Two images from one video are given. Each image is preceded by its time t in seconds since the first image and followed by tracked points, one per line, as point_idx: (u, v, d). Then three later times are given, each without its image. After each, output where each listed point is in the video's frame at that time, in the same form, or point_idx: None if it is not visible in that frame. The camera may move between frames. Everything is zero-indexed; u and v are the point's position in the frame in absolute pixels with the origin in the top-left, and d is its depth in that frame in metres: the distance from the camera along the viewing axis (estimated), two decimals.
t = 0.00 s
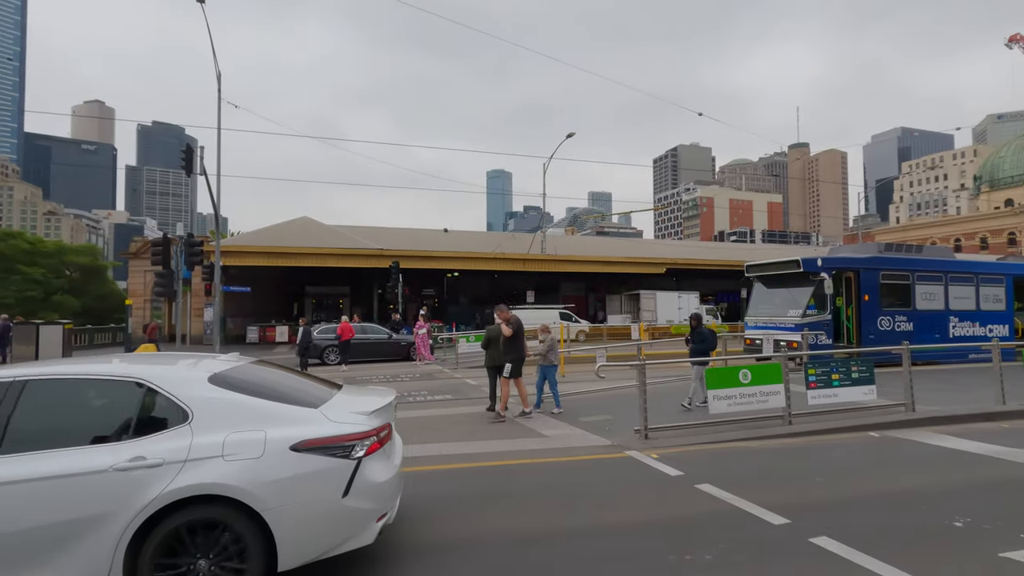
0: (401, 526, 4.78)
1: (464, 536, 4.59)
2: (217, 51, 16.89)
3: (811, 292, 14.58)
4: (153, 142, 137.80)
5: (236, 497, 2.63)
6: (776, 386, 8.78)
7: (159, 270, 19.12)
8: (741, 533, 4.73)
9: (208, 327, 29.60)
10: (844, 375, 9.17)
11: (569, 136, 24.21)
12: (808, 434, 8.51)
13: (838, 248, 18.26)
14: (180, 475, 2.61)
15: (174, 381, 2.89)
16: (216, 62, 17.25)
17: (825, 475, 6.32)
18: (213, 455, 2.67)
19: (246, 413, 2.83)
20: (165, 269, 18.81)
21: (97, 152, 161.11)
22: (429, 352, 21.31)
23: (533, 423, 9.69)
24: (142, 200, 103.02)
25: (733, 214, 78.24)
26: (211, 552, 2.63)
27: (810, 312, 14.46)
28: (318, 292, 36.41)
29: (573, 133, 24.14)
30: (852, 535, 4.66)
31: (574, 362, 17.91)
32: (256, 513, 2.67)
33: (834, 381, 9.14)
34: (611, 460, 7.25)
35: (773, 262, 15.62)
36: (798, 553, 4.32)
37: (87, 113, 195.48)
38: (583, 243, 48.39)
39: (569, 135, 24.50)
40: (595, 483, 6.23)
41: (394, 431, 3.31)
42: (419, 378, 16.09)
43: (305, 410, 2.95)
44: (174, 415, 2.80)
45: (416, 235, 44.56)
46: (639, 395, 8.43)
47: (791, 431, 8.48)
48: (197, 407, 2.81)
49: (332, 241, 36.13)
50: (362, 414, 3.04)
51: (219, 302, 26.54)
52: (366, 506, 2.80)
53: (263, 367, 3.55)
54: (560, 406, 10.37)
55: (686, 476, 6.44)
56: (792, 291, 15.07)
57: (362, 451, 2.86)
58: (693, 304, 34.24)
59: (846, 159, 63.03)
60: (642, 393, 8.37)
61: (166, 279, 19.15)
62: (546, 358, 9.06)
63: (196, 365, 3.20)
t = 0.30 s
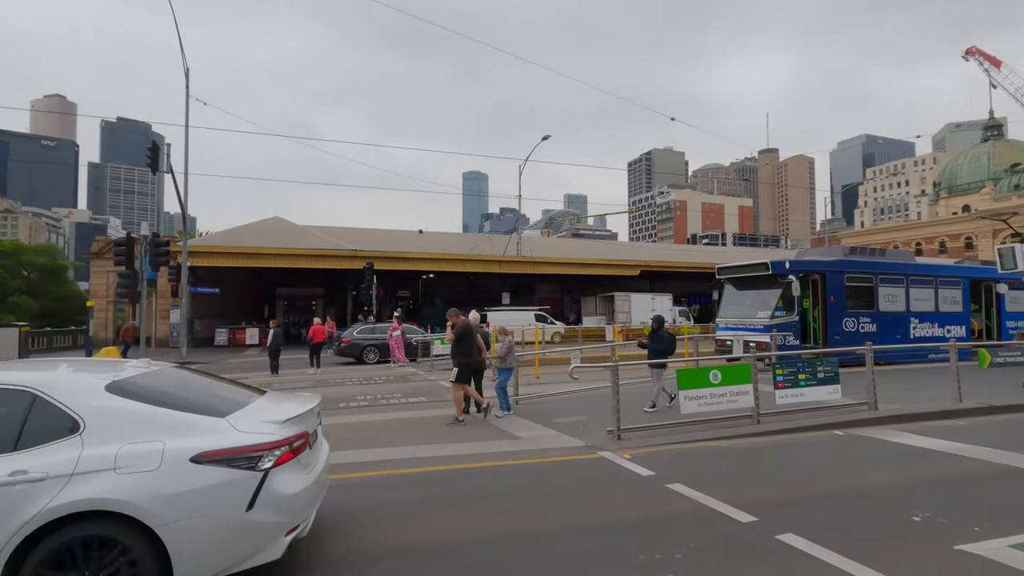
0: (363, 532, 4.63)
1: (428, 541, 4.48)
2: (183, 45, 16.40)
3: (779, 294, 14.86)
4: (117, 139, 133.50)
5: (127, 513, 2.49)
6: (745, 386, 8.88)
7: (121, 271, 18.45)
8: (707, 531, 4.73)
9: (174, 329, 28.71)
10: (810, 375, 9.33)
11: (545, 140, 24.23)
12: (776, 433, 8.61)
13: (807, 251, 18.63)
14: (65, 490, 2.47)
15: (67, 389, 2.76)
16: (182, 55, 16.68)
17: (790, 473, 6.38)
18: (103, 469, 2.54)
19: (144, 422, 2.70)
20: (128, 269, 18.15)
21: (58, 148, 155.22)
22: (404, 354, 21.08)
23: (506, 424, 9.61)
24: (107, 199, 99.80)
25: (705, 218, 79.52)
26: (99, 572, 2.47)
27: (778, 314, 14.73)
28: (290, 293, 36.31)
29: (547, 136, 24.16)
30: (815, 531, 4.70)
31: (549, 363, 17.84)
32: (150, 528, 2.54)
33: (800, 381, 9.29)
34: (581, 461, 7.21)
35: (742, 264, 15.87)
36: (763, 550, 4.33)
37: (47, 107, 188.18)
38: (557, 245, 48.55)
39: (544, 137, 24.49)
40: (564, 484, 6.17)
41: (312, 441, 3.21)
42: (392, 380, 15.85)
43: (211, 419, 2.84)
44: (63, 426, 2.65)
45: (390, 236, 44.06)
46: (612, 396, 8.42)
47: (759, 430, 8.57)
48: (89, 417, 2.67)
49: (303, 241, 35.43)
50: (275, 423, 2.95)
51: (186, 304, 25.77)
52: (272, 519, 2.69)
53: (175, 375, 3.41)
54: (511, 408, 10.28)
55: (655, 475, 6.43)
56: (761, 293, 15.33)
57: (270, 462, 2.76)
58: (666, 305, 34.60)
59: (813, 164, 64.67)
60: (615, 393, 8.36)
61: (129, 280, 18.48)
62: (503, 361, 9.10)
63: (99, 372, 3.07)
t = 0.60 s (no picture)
0: (331, 540, 4.50)
1: (398, 548, 4.38)
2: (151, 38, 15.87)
3: (751, 296, 15.11)
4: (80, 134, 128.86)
5: (46, 527, 2.43)
6: (717, 386, 8.97)
7: (85, 272, 17.77)
8: (680, 530, 4.74)
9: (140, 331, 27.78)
10: (780, 375, 9.48)
11: (522, 141, 24.19)
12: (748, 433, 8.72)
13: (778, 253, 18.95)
14: None
15: None
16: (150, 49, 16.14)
17: (761, 472, 6.46)
18: (22, 480, 2.47)
19: (70, 431, 2.65)
20: (91, 269, 17.48)
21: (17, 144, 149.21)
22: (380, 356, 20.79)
23: (482, 427, 9.51)
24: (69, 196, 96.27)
25: (680, 220, 80.55)
26: None
27: (750, 315, 14.97)
28: (262, 296, 36.26)
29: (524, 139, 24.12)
30: (785, 527, 4.75)
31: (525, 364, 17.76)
32: (72, 542, 2.48)
33: (770, 381, 9.43)
34: (556, 462, 7.17)
35: (715, 266, 16.10)
36: (736, 547, 4.35)
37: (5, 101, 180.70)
38: (534, 246, 48.57)
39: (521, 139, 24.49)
40: (538, 485, 6.11)
41: (250, 449, 3.21)
42: (367, 383, 15.59)
43: (141, 427, 2.81)
44: None
45: (365, 237, 43.48)
46: (587, 397, 8.43)
47: (732, 429, 8.66)
48: (10, 425, 2.60)
49: (276, 241, 34.70)
50: (211, 430, 2.95)
51: (153, 306, 25.01)
52: (205, 531, 2.67)
53: (109, 381, 3.35)
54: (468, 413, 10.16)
55: (630, 475, 6.43)
56: (734, 295, 15.56)
57: (203, 472, 2.75)
58: (642, 307, 34.88)
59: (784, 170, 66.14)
60: (591, 393, 8.36)
61: (93, 281, 17.79)
62: (465, 362, 9.35)
63: (25, 377, 2.98)
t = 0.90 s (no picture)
0: (303, 547, 4.42)
1: (369, 554, 4.32)
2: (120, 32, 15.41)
3: (725, 298, 15.36)
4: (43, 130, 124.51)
5: None
6: (692, 387, 9.07)
7: (49, 273, 17.14)
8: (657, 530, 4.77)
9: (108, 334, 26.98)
10: (753, 376, 9.62)
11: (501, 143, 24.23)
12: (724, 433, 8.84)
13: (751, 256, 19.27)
14: None
15: None
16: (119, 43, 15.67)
17: (736, 471, 6.54)
18: None
19: (11, 439, 2.55)
20: (56, 269, 16.85)
21: None
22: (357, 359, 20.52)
23: (459, 428, 9.44)
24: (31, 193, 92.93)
25: (657, 223, 81.44)
26: None
27: (725, 317, 15.21)
28: (237, 296, 35.73)
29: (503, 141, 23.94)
30: (758, 525, 4.81)
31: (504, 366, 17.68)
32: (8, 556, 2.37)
33: (744, 381, 9.58)
34: (534, 465, 7.16)
35: (691, 268, 16.33)
36: (710, 545, 4.39)
37: None
38: (512, 249, 48.56)
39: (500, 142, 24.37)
40: (515, 487, 6.10)
41: (205, 454, 3.15)
42: (343, 386, 15.36)
43: (85, 435, 2.72)
44: None
45: (342, 238, 42.94)
46: (564, 398, 8.44)
47: (706, 429, 8.78)
48: None
49: (250, 242, 34.02)
50: (161, 437, 2.88)
51: (121, 307, 24.30)
52: (154, 541, 2.60)
53: (57, 386, 3.24)
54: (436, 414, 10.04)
55: (607, 476, 6.46)
56: (709, 297, 15.79)
57: (152, 479, 2.68)
58: (620, 308, 35.15)
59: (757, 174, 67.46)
60: (568, 395, 8.37)
61: (57, 283, 17.18)
62: (426, 365, 9.38)
63: None
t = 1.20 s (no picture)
0: (278, 552, 4.35)
1: (347, 558, 4.27)
2: (93, 26, 15.06)
3: (705, 299, 15.57)
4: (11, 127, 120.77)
5: None
6: (671, 387, 9.14)
7: (18, 273, 16.61)
8: (637, 529, 4.81)
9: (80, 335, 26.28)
10: (732, 376, 9.73)
11: (484, 144, 24.23)
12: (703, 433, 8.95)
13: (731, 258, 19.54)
14: None
15: None
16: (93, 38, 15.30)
17: (715, 470, 6.61)
18: None
19: None
20: (24, 269, 16.33)
21: None
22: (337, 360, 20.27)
23: (440, 430, 9.40)
24: None
25: (639, 225, 82.12)
26: None
27: (704, 318, 15.42)
28: (214, 297, 35.23)
29: (486, 142, 23.90)
30: (736, 524, 4.86)
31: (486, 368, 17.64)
32: None
33: (723, 382, 9.68)
34: (517, 465, 7.17)
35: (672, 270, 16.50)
36: (688, 545, 4.43)
37: None
38: (495, 249, 48.52)
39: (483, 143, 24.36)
40: (497, 488, 6.10)
41: (171, 460, 3.11)
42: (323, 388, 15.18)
43: (44, 441, 2.65)
44: None
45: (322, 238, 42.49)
46: (546, 399, 8.45)
47: (686, 429, 8.86)
48: None
49: (228, 242, 33.47)
50: (125, 442, 2.82)
51: (93, 308, 23.68)
52: (114, 550, 2.55)
53: (18, 391, 3.14)
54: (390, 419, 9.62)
55: (588, 476, 6.49)
56: (689, 298, 16.00)
57: (113, 486, 2.62)
58: (601, 309, 35.36)
59: (737, 178, 68.41)
60: (549, 396, 8.39)
61: (27, 283, 16.66)
62: (389, 368, 9.25)
63: None
